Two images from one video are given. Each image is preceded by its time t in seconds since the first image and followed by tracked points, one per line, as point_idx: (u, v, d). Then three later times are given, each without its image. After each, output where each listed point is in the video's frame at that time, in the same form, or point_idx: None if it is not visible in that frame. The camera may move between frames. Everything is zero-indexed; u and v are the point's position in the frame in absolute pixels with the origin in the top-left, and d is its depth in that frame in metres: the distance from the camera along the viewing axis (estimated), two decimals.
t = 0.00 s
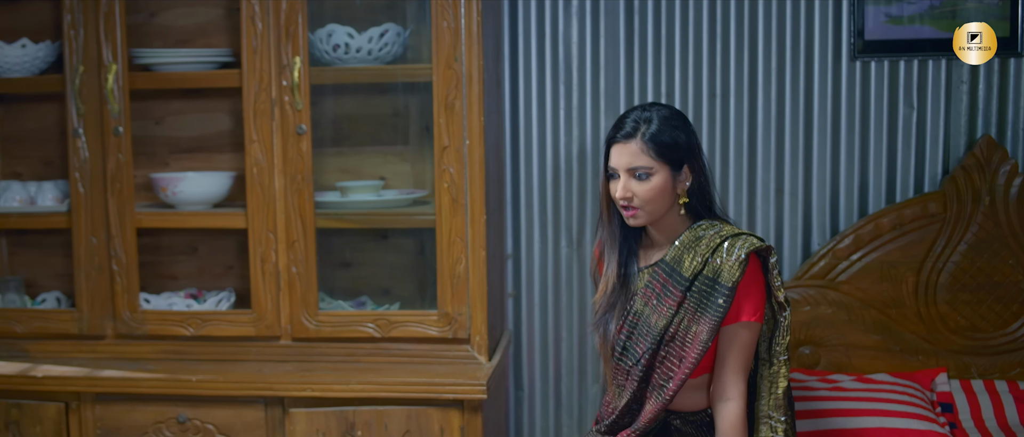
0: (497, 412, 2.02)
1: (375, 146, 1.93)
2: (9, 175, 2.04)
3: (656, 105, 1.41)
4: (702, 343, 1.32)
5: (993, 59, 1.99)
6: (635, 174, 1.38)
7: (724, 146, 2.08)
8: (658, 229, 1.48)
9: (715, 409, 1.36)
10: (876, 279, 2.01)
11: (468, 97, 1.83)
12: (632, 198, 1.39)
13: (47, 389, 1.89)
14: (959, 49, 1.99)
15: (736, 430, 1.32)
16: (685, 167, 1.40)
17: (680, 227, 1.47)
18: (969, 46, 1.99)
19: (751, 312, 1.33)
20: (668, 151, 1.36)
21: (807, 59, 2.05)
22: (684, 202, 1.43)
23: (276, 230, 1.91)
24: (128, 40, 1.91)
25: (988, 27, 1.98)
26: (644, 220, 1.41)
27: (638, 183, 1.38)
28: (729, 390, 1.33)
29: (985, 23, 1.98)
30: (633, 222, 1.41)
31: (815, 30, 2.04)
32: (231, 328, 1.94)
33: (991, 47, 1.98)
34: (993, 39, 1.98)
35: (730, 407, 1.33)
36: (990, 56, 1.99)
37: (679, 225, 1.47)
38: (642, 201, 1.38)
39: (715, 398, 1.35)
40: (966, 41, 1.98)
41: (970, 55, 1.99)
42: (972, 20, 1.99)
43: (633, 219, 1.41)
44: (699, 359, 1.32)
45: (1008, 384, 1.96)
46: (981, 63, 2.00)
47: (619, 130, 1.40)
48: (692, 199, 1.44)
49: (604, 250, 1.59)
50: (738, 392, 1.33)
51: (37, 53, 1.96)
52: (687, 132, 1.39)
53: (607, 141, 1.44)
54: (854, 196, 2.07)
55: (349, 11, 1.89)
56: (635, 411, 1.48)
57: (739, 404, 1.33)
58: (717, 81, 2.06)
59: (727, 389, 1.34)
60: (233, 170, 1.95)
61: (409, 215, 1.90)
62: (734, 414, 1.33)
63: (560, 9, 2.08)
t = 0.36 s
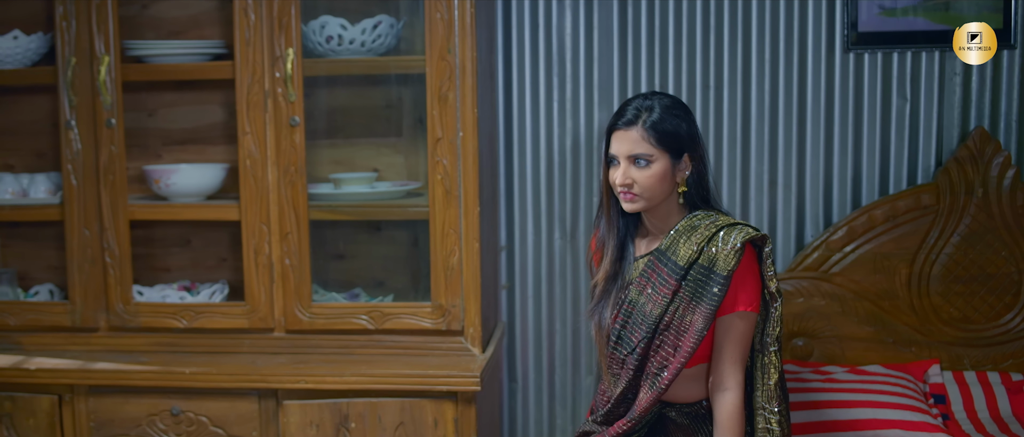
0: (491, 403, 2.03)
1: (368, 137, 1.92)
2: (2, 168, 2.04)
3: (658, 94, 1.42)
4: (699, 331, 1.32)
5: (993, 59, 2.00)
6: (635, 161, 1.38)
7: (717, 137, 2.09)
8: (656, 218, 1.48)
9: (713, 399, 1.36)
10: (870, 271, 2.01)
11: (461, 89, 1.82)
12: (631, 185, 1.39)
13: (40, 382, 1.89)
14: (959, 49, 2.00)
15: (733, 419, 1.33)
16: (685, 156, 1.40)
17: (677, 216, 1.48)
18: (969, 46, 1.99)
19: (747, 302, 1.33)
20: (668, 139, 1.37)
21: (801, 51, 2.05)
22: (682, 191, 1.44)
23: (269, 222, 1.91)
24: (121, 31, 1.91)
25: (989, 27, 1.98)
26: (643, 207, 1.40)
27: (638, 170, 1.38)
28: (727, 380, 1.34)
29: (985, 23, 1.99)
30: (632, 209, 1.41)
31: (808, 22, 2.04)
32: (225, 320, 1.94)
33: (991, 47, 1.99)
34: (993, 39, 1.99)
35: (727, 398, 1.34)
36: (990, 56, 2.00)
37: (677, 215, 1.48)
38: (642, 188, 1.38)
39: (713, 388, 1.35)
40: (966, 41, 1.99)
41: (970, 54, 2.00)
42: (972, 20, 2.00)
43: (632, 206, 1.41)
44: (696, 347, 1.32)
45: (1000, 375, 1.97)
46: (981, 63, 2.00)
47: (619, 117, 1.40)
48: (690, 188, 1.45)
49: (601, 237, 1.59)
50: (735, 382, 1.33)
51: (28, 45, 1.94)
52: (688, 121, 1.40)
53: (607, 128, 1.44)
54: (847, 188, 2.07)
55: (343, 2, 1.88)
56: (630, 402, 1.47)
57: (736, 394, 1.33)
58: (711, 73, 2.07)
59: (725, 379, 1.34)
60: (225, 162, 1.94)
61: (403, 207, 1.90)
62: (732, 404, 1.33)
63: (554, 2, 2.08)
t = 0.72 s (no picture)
0: (485, 397, 2.03)
1: (361, 132, 1.92)
2: None
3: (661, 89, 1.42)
4: (698, 332, 1.31)
5: (993, 59, 2.01)
6: (634, 153, 1.38)
7: (711, 132, 2.09)
8: (652, 215, 1.47)
9: (733, 384, 1.37)
10: (863, 265, 2.02)
11: (455, 84, 1.82)
12: (629, 176, 1.39)
13: (33, 377, 1.89)
14: (959, 49, 2.01)
15: (749, 402, 1.34)
16: (685, 151, 1.40)
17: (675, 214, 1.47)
18: (968, 46, 2.00)
19: (747, 301, 1.33)
20: (668, 133, 1.37)
21: (794, 46, 2.06)
22: (680, 187, 1.43)
23: (262, 217, 1.91)
24: (114, 26, 1.91)
25: (988, 28, 1.99)
26: (641, 199, 1.40)
27: (636, 162, 1.38)
28: (747, 367, 1.34)
29: (985, 23, 1.99)
30: (629, 201, 1.41)
31: (802, 16, 2.05)
32: (219, 315, 1.94)
33: (991, 47, 2.00)
34: (993, 39, 2.00)
35: (747, 385, 1.34)
36: (990, 56, 2.00)
37: (674, 213, 1.46)
38: (639, 179, 1.38)
39: (733, 374, 1.36)
40: (966, 41, 2.00)
41: (970, 55, 2.01)
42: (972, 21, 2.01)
43: (629, 198, 1.41)
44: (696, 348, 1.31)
45: (993, 369, 1.98)
46: (981, 63, 2.01)
47: (621, 109, 1.41)
48: (688, 185, 1.44)
49: (601, 231, 1.59)
50: (755, 370, 1.34)
51: (20, 40, 1.94)
52: (690, 117, 1.39)
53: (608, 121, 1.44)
54: (841, 182, 2.08)
55: None
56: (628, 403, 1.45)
57: (757, 381, 1.34)
58: (705, 68, 2.07)
59: (744, 366, 1.34)
60: (219, 157, 1.94)
61: (397, 201, 1.89)
62: (751, 391, 1.34)
63: None
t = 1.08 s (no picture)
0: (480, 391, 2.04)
1: (355, 125, 1.91)
2: None
3: (663, 92, 1.42)
4: (693, 339, 1.30)
5: (992, 60, 2.02)
6: (631, 152, 1.38)
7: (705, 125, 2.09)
8: (648, 216, 1.46)
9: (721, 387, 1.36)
10: (857, 259, 2.02)
11: (450, 77, 1.82)
12: (625, 175, 1.39)
13: (28, 371, 1.89)
14: (959, 49, 2.02)
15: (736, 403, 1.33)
16: (683, 153, 1.40)
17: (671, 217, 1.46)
18: (969, 46, 2.01)
19: (740, 305, 1.33)
20: (666, 134, 1.37)
21: (789, 40, 2.06)
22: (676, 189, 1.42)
23: (257, 211, 1.91)
24: (107, 19, 1.90)
25: (988, 27, 2.00)
26: (636, 199, 1.40)
27: (633, 161, 1.38)
28: (736, 370, 1.33)
29: (985, 23, 2.00)
30: (624, 201, 1.41)
31: (797, 11, 2.05)
32: (213, 309, 1.94)
33: (991, 47, 2.01)
34: (994, 39, 2.01)
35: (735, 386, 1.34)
36: (989, 56, 2.01)
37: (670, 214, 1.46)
38: (634, 178, 1.38)
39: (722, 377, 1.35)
40: (966, 41, 2.01)
41: (970, 55, 2.01)
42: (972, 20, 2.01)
43: (624, 198, 1.41)
44: (692, 355, 1.31)
45: (987, 362, 1.98)
46: (981, 63, 2.02)
47: (621, 109, 1.41)
48: (685, 188, 1.43)
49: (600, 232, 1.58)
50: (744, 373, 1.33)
51: (13, 33, 1.93)
52: (690, 120, 1.39)
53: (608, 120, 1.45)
54: (835, 175, 2.09)
55: None
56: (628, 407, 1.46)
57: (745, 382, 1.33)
58: (699, 61, 2.07)
59: (733, 369, 1.34)
60: (213, 151, 1.94)
61: (391, 195, 1.89)
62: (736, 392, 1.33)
63: None
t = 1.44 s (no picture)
0: (476, 386, 2.04)
1: (352, 120, 1.91)
2: None
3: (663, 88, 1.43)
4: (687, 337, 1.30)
5: (992, 59, 2.02)
6: (627, 146, 1.38)
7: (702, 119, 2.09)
8: (641, 213, 1.45)
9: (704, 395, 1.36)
10: (853, 253, 2.02)
11: (446, 72, 1.81)
12: (620, 170, 1.39)
13: (24, 367, 1.89)
14: (958, 49, 2.02)
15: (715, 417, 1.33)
16: (679, 151, 1.40)
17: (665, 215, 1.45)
18: (968, 46, 2.01)
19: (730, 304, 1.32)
20: (663, 130, 1.37)
21: (785, 35, 2.06)
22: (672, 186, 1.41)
23: (253, 205, 1.90)
24: (102, 14, 1.90)
25: (988, 27, 2.00)
26: (630, 194, 1.40)
27: (628, 155, 1.38)
28: (715, 380, 1.34)
29: (985, 23, 2.01)
30: (618, 196, 1.41)
31: (793, 6, 2.05)
32: (209, 303, 1.94)
33: (991, 47, 2.01)
34: (993, 39, 2.01)
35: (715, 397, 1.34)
36: (989, 56, 2.02)
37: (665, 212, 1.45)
38: (630, 173, 1.38)
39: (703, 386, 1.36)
40: (966, 41, 2.01)
41: (970, 55, 2.02)
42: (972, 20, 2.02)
43: (619, 193, 1.40)
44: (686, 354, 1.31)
45: (983, 357, 1.98)
46: (981, 63, 2.02)
47: (619, 103, 1.41)
48: (680, 185, 1.43)
49: (594, 226, 1.58)
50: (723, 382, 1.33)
51: (8, 28, 1.93)
52: (687, 118, 1.40)
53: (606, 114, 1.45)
54: (831, 170, 2.09)
55: None
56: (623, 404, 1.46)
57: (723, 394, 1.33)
58: (695, 56, 2.07)
59: (712, 379, 1.34)
60: (209, 146, 1.93)
61: (387, 190, 1.89)
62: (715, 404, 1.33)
63: None
